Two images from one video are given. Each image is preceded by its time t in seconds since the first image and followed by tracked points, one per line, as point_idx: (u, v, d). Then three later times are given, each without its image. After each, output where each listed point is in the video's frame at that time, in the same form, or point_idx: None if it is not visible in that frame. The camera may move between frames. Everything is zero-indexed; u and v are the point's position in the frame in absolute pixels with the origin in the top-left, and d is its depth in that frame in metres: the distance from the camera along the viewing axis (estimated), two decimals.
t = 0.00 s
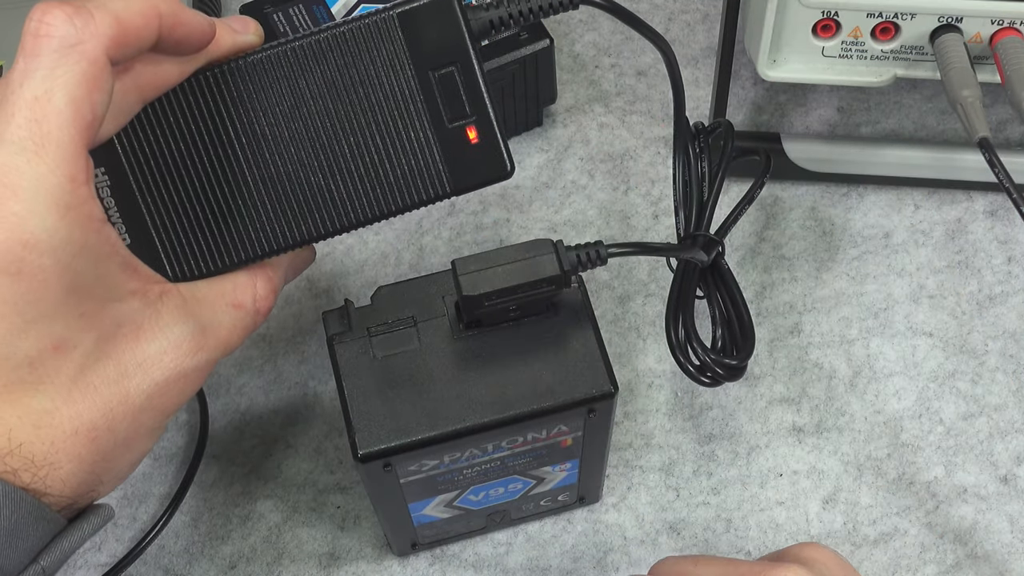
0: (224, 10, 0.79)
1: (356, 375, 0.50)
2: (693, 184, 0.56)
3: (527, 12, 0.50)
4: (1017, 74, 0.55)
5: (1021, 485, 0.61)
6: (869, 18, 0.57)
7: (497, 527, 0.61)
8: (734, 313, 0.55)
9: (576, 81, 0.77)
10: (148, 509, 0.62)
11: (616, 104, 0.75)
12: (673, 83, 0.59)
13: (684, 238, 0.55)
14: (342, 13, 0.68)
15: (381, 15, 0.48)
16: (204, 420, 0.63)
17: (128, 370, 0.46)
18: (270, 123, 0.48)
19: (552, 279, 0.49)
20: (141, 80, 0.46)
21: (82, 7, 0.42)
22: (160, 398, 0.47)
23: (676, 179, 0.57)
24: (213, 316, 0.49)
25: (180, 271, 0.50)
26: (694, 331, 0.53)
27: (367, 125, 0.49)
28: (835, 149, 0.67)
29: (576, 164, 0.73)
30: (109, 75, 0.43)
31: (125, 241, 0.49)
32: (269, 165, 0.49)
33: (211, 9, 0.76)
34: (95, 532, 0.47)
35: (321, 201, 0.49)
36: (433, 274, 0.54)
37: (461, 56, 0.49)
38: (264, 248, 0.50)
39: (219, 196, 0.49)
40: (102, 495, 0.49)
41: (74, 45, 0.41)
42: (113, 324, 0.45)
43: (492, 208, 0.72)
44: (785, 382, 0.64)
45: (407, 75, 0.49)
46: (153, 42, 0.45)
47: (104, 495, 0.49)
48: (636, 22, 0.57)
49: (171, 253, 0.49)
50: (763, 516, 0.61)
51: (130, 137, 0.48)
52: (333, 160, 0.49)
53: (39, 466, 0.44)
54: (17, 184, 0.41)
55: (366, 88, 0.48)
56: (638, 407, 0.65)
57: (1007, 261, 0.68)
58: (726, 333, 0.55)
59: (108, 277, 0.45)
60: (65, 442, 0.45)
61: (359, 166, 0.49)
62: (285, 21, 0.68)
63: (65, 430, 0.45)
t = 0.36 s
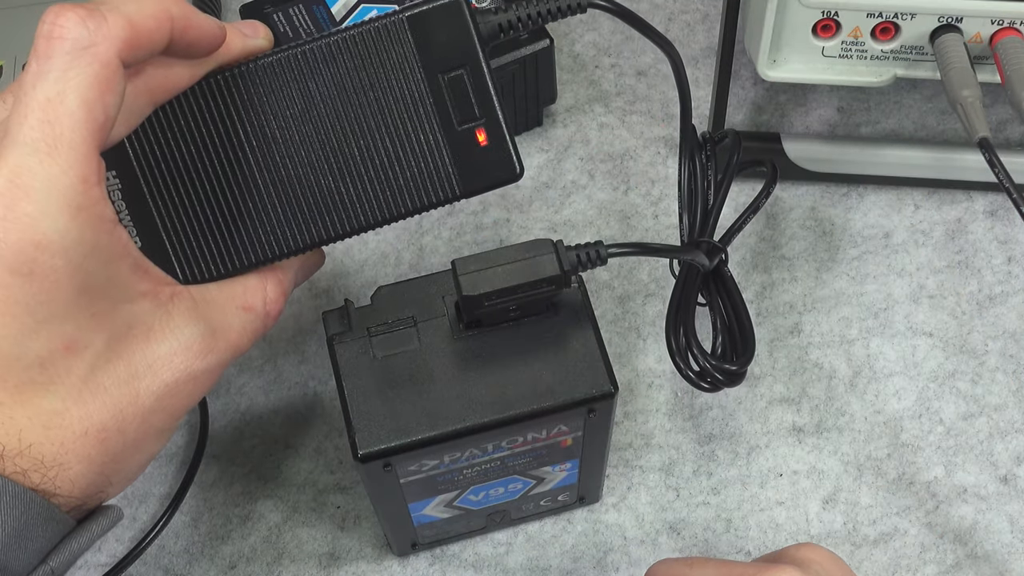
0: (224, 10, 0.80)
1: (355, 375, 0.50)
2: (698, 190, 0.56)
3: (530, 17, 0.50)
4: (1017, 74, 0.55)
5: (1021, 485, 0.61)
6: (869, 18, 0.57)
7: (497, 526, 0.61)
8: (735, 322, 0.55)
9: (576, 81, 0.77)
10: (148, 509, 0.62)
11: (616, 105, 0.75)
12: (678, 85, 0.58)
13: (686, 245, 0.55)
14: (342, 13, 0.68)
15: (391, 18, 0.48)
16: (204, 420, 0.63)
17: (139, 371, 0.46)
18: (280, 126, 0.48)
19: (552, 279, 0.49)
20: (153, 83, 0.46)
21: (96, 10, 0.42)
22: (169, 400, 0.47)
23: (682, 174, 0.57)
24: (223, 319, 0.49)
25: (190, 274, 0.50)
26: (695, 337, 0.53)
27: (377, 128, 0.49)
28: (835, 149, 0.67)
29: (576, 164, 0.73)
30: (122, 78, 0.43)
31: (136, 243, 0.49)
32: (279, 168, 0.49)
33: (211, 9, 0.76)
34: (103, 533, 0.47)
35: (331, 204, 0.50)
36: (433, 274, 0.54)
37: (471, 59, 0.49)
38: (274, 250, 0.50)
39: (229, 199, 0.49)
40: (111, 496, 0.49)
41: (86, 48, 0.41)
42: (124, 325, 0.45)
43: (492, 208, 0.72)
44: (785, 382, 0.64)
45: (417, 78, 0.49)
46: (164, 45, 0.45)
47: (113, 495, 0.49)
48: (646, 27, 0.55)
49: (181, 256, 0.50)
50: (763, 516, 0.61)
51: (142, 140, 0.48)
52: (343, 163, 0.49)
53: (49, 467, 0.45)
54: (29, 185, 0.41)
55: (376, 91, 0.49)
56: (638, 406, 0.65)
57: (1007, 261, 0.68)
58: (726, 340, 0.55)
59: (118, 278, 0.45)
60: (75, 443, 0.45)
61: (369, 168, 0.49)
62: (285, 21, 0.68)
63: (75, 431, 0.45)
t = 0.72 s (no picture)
0: (224, 10, 0.79)
1: (355, 375, 0.50)
2: (695, 190, 0.56)
3: (530, 16, 0.50)
4: (1017, 74, 0.55)
5: (1021, 485, 0.61)
6: (869, 18, 0.57)
7: (497, 527, 0.61)
8: (736, 321, 0.55)
9: (576, 81, 0.77)
10: (148, 509, 0.62)
11: (616, 105, 0.75)
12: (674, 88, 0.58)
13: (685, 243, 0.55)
14: (342, 13, 0.68)
15: (384, 21, 0.48)
16: (204, 420, 0.63)
17: (135, 379, 0.46)
18: (275, 131, 0.48)
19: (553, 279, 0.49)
20: (146, 89, 0.47)
21: (86, 17, 0.42)
22: (166, 408, 0.48)
23: (680, 176, 0.57)
24: (221, 325, 0.50)
25: (187, 282, 0.49)
26: (695, 336, 0.53)
27: (373, 131, 0.49)
28: (835, 149, 0.67)
29: (576, 164, 0.73)
30: (113, 84, 0.43)
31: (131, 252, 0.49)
32: (275, 173, 0.49)
33: (211, 9, 0.76)
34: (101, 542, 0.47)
35: (328, 208, 0.49)
36: (433, 274, 0.54)
37: (465, 61, 0.49)
38: (271, 256, 0.50)
39: (225, 205, 0.49)
40: (107, 504, 0.49)
41: (77, 55, 0.41)
42: (119, 333, 0.45)
43: (492, 208, 0.72)
44: (785, 382, 0.64)
45: (411, 81, 0.49)
46: (156, 51, 0.45)
47: (109, 503, 0.49)
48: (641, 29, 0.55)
49: (178, 264, 0.49)
50: (763, 517, 0.61)
51: (136, 147, 0.48)
52: (339, 167, 0.49)
53: (45, 475, 0.45)
54: (22, 193, 0.41)
55: (371, 94, 0.49)
56: (638, 406, 0.65)
57: (1007, 261, 0.68)
58: (726, 340, 0.55)
59: (114, 285, 0.45)
60: (71, 451, 0.45)
61: (366, 172, 0.49)
62: (285, 21, 0.68)
63: (71, 439, 0.45)
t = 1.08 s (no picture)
0: (224, 10, 0.79)
1: (356, 375, 0.50)
2: (691, 173, 0.56)
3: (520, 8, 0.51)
4: (1017, 74, 0.55)
5: (1021, 484, 0.61)
6: (869, 18, 0.57)
7: (497, 527, 0.61)
8: (734, 308, 0.55)
9: (576, 81, 0.76)
10: (148, 509, 0.62)
11: (616, 104, 0.75)
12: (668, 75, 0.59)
13: (682, 236, 0.55)
14: (342, 13, 0.68)
15: (372, 15, 0.48)
16: (204, 420, 0.63)
17: (122, 379, 0.45)
18: (263, 126, 0.48)
19: (552, 278, 0.49)
20: (132, 85, 0.47)
21: (69, 12, 0.42)
22: (154, 408, 0.47)
23: (675, 170, 0.57)
24: (209, 324, 0.48)
25: (176, 279, 0.49)
26: (694, 328, 0.53)
27: (361, 126, 0.49)
28: (836, 149, 0.67)
29: (576, 164, 0.73)
30: (98, 79, 0.43)
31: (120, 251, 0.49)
32: (263, 168, 0.49)
33: (211, 9, 0.76)
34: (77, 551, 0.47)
35: (317, 204, 0.49)
36: (434, 274, 0.54)
37: (454, 54, 0.49)
38: (260, 251, 0.50)
39: (214, 201, 0.49)
40: (96, 504, 0.49)
41: (61, 50, 0.41)
42: (106, 331, 0.45)
43: (492, 208, 0.72)
44: (785, 382, 0.64)
45: (399, 75, 0.49)
46: (141, 45, 0.45)
47: (98, 503, 0.50)
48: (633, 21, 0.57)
49: (166, 261, 0.49)
50: (763, 516, 0.61)
51: (123, 144, 0.48)
52: (328, 161, 0.49)
53: (31, 477, 0.45)
54: (7, 190, 0.41)
55: (359, 89, 0.49)
56: (638, 406, 0.65)
57: (1007, 261, 0.68)
58: (726, 328, 0.55)
59: (97, 283, 0.44)
60: (59, 452, 0.45)
61: (354, 167, 0.49)
62: (285, 21, 0.68)
63: (58, 440, 0.45)
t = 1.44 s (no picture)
0: (224, 10, 0.79)
1: (355, 375, 0.50)
2: (692, 188, 0.56)
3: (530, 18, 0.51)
4: (1017, 74, 0.55)
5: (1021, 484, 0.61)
6: (869, 18, 0.57)
7: (497, 527, 0.61)
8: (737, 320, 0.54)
9: (576, 81, 0.76)
10: (148, 509, 0.62)
11: (616, 105, 0.75)
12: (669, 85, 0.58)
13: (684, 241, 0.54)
14: (343, 13, 0.68)
15: (381, 25, 0.48)
16: (204, 420, 0.63)
17: (132, 388, 0.46)
18: (272, 135, 0.48)
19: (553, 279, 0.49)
20: (143, 92, 0.46)
21: (82, 22, 0.42)
22: (164, 415, 0.47)
23: (676, 184, 0.57)
24: (216, 331, 0.49)
25: (183, 286, 0.49)
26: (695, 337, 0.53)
27: (369, 136, 0.49)
28: (836, 149, 0.67)
29: (576, 165, 0.73)
30: (111, 89, 0.43)
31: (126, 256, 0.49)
32: (272, 177, 0.49)
33: (211, 8, 0.77)
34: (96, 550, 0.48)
35: (324, 212, 0.49)
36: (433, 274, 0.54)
37: (462, 65, 0.49)
38: (267, 259, 0.50)
39: (221, 209, 0.49)
40: (103, 514, 0.49)
41: (75, 60, 0.41)
42: (116, 340, 0.45)
43: (492, 208, 0.72)
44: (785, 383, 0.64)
45: (408, 84, 0.49)
46: (153, 54, 0.45)
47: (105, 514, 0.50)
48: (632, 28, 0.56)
49: (173, 268, 0.49)
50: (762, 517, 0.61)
51: (131, 152, 0.48)
52: (335, 170, 0.49)
53: (40, 485, 0.45)
54: (18, 201, 0.41)
55: (367, 98, 0.49)
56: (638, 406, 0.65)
57: (1007, 260, 0.68)
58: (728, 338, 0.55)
59: (111, 294, 0.44)
60: (68, 461, 0.45)
61: (362, 176, 0.49)
62: (285, 21, 0.68)
63: (67, 449, 0.45)
